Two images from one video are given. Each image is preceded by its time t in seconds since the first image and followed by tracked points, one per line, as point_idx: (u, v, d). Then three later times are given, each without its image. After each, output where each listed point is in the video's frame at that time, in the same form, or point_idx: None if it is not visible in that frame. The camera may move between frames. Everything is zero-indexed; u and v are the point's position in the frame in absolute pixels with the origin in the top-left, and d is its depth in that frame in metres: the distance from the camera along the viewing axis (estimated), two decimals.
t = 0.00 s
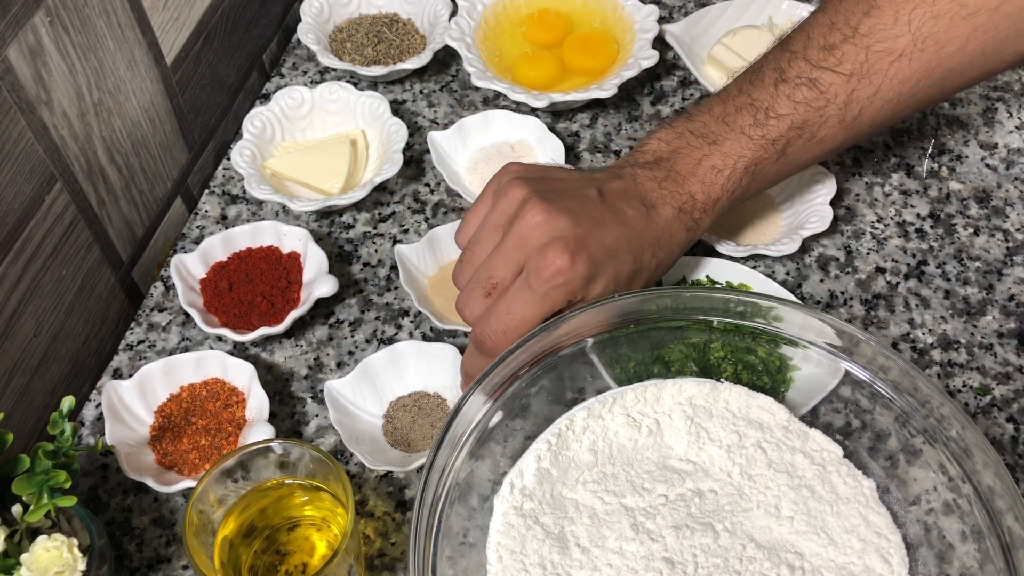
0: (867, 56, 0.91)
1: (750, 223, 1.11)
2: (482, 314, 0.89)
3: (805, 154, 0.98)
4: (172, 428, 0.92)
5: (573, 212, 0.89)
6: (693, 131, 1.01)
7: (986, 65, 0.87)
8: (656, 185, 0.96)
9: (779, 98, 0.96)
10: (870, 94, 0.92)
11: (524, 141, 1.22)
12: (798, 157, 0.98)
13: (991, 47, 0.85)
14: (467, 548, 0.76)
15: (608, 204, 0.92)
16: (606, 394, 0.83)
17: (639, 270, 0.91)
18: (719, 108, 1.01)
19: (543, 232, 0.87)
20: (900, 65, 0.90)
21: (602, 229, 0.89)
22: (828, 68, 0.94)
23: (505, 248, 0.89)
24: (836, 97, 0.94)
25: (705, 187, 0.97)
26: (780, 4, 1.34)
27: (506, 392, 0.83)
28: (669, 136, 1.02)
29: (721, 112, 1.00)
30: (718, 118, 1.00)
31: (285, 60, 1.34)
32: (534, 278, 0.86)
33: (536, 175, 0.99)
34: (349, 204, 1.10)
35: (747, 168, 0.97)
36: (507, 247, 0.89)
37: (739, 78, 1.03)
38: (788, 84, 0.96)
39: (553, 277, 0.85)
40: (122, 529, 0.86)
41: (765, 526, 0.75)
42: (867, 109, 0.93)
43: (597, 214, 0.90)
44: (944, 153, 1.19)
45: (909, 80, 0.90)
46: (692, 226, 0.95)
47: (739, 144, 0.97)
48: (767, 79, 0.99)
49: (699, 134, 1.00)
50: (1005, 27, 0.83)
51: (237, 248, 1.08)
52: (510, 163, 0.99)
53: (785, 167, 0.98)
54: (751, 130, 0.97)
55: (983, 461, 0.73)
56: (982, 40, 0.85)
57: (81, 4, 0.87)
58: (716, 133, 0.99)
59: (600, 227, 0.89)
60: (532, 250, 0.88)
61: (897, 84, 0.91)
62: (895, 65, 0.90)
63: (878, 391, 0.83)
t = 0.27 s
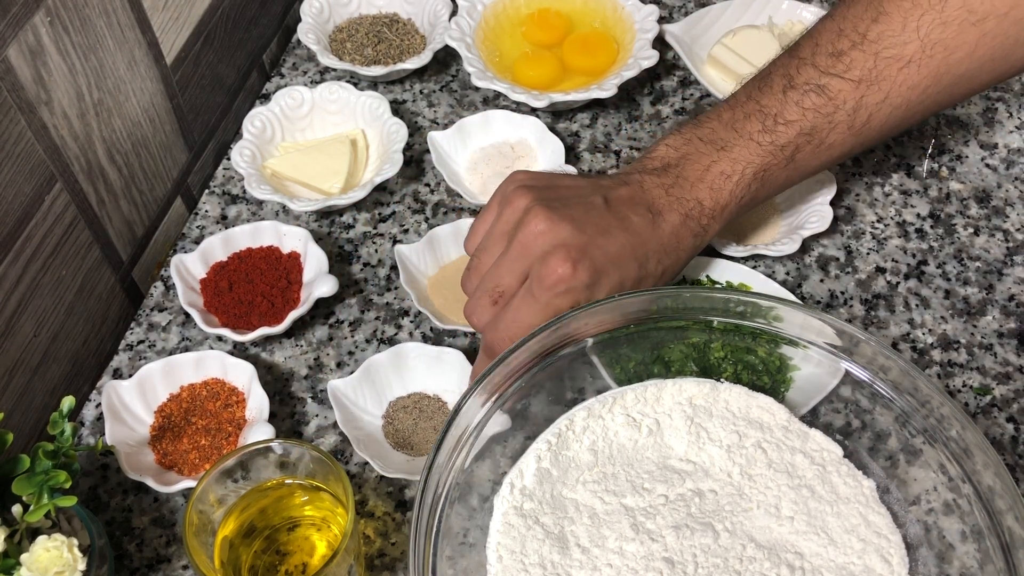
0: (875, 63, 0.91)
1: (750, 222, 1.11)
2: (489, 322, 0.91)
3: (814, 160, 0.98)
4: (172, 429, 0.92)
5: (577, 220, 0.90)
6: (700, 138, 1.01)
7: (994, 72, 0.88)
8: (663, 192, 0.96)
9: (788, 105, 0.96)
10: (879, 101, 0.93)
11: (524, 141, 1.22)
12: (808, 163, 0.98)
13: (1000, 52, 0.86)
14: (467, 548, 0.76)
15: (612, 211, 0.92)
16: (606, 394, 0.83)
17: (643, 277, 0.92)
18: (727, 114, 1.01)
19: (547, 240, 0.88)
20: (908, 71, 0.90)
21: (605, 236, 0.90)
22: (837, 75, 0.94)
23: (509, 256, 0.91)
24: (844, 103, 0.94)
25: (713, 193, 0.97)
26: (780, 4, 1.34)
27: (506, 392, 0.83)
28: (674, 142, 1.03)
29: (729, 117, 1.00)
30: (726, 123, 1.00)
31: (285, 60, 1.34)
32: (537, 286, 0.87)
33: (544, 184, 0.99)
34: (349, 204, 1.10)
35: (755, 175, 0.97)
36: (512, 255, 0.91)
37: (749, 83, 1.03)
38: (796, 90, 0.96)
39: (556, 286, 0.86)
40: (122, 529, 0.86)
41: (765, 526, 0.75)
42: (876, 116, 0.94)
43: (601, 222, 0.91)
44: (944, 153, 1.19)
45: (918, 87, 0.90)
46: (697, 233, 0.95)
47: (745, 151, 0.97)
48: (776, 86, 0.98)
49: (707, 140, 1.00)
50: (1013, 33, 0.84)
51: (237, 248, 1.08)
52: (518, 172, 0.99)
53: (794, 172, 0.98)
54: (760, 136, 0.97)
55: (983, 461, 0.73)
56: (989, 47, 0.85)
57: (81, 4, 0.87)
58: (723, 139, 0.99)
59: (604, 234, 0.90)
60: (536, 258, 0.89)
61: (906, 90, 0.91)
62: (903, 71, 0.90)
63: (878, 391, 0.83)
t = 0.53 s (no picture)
0: None
1: (749, 223, 1.12)
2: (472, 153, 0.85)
3: (832, 82, 0.85)
4: (172, 429, 0.92)
5: (581, 64, 0.80)
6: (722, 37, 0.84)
7: None
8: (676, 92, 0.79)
9: (821, 9, 0.84)
10: (912, 23, 0.83)
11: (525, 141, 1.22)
12: (830, 78, 0.85)
13: None
14: (467, 548, 0.76)
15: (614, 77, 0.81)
16: (607, 394, 0.83)
17: (638, 138, 0.79)
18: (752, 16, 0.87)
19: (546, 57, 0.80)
20: None
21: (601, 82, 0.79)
22: None
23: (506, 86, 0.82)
24: (878, 17, 0.83)
25: (730, 81, 0.81)
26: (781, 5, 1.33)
27: (506, 392, 0.83)
28: (707, 31, 0.86)
29: (759, 17, 0.86)
30: (758, 21, 0.85)
31: (285, 60, 1.34)
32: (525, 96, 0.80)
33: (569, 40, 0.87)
34: (349, 204, 1.10)
35: (775, 75, 0.82)
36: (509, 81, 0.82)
37: None
38: None
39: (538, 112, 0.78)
40: (122, 529, 0.86)
41: (765, 527, 0.75)
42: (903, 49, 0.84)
43: (604, 74, 0.80)
44: (944, 153, 1.19)
45: (950, 22, 0.82)
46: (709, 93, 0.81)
47: (769, 56, 0.82)
48: None
49: (738, 31, 0.84)
50: None
51: (236, 247, 1.08)
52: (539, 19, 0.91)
53: (816, 84, 0.85)
54: (789, 35, 0.83)
55: (983, 462, 0.73)
56: None
57: (81, 4, 0.87)
58: (749, 31, 0.84)
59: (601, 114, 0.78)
60: (529, 84, 0.80)
61: (942, 19, 0.82)
62: None
63: (878, 391, 0.83)
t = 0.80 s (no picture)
0: None
1: (748, 223, 1.12)
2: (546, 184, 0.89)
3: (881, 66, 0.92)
4: (172, 429, 0.92)
5: (640, 86, 0.84)
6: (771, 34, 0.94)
7: None
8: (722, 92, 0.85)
9: (866, 6, 0.91)
10: (956, 14, 0.89)
11: (524, 141, 1.22)
12: (875, 70, 0.92)
13: None
14: (467, 548, 0.76)
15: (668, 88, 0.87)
16: (606, 394, 0.83)
17: (700, 145, 0.84)
18: (807, 11, 0.95)
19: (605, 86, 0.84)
20: None
21: (662, 99, 0.82)
22: None
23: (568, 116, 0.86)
24: (921, 11, 0.89)
25: (782, 75, 0.89)
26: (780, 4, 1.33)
27: (506, 392, 0.83)
28: (752, 33, 0.94)
29: (807, 14, 0.94)
30: (805, 18, 0.94)
31: (285, 60, 1.34)
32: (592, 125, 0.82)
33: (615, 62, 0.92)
34: (349, 204, 1.10)
35: (826, 65, 0.90)
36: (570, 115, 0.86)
37: None
38: None
39: (606, 141, 0.81)
40: (122, 528, 0.86)
41: (765, 526, 0.75)
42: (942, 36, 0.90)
43: (659, 90, 0.83)
44: (944, 153, 1.19)
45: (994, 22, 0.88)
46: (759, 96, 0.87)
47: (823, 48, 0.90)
48: None
49: (784, 31, 0.93)
50: None
51: (237, 247, 1.08)
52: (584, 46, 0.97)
53: (863, 75, 0.92)
54: (835, 30, 0.91)
55: (983, 462, 0.73)
56: None
57: (81, 4, 0.87)
58: (797, 31, 0.92)
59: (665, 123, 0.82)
60: (594, 113, 0.84)
61: (984, 8, 0.88)
62: None
63: (878, 391, 0.83)
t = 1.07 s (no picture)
0: None
1: (746, 222, 1.12)
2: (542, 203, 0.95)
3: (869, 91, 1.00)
4: (173, 429, 0.92)
5: (639, 117, 0.93)
6: (766, 59, 1.02)
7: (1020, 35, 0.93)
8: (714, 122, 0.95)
9: (854, 30, 0.98)
10: (942, 38, 0.95)
11: (524, 141, 1.22)
12: (864, 93, 1.01)
13: None
14: (467, 548, 0.76)
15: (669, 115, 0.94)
16: (606, 394, 0.83)
17: (692, 175, 0.95)
18: (797, 35, 1.03)
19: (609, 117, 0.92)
20: (978, 10, 0.92)
21: (658, 130, 0.92)
22: (905, 8, 0.96)
23: (573, 142, 0.94)
24: (908, 35, 0.96)
25: (772, 105, 0.98)
26: (780, 5, 1.34)
27: (506, 392, 0.83)
28: (744, 58, 1.03)
29: (798, 39, 1.02)
30: (794, 44, 1.02)
31: (285, 60, 1.34)
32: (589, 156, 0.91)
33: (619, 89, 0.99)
34: (349, 204, 1.10)
35: (815, 91, 0.99)
36: (577, 142, 0.93)
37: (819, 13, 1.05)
38: (864, 17, 0.98)
39: (606, 171, 0.89)
40: (122, 528, 0.86)
41: (765, 526, 0.75)
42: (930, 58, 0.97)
43: (658, 119, 0.93)
44: (944, 153, 1.19)
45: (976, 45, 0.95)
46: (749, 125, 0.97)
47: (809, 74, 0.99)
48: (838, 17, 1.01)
49: (774, 56, 1.02)
50: None
51: (237, 247, 1.08)
52: (585, 70, 1.04)
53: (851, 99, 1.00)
54: (824, 56, 0.99)
55: (983, 461, 0.73)
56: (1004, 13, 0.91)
57: (81, 4, 0.87)
58: (787, 57, 1.01)
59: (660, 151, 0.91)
60: (595, 143, 0.92)
61: (971, 31, 0.94)
62: (969, 12, 0.93)
63: (878, 391, 0.83)
